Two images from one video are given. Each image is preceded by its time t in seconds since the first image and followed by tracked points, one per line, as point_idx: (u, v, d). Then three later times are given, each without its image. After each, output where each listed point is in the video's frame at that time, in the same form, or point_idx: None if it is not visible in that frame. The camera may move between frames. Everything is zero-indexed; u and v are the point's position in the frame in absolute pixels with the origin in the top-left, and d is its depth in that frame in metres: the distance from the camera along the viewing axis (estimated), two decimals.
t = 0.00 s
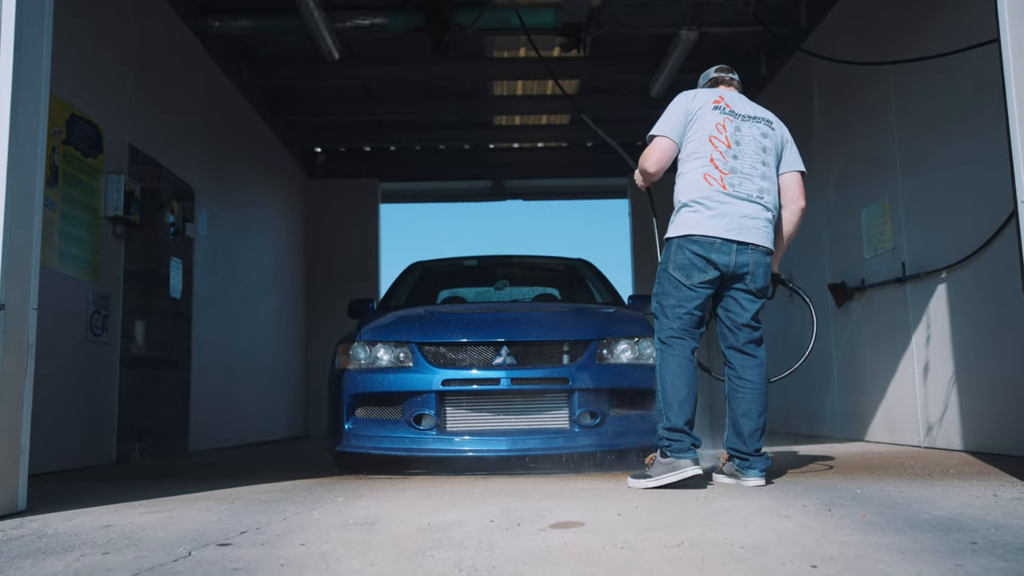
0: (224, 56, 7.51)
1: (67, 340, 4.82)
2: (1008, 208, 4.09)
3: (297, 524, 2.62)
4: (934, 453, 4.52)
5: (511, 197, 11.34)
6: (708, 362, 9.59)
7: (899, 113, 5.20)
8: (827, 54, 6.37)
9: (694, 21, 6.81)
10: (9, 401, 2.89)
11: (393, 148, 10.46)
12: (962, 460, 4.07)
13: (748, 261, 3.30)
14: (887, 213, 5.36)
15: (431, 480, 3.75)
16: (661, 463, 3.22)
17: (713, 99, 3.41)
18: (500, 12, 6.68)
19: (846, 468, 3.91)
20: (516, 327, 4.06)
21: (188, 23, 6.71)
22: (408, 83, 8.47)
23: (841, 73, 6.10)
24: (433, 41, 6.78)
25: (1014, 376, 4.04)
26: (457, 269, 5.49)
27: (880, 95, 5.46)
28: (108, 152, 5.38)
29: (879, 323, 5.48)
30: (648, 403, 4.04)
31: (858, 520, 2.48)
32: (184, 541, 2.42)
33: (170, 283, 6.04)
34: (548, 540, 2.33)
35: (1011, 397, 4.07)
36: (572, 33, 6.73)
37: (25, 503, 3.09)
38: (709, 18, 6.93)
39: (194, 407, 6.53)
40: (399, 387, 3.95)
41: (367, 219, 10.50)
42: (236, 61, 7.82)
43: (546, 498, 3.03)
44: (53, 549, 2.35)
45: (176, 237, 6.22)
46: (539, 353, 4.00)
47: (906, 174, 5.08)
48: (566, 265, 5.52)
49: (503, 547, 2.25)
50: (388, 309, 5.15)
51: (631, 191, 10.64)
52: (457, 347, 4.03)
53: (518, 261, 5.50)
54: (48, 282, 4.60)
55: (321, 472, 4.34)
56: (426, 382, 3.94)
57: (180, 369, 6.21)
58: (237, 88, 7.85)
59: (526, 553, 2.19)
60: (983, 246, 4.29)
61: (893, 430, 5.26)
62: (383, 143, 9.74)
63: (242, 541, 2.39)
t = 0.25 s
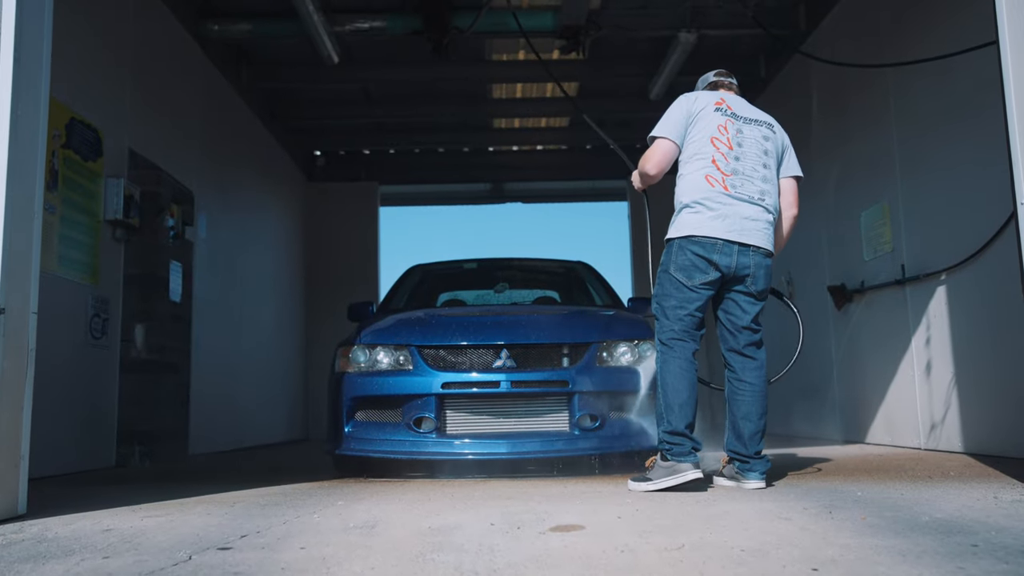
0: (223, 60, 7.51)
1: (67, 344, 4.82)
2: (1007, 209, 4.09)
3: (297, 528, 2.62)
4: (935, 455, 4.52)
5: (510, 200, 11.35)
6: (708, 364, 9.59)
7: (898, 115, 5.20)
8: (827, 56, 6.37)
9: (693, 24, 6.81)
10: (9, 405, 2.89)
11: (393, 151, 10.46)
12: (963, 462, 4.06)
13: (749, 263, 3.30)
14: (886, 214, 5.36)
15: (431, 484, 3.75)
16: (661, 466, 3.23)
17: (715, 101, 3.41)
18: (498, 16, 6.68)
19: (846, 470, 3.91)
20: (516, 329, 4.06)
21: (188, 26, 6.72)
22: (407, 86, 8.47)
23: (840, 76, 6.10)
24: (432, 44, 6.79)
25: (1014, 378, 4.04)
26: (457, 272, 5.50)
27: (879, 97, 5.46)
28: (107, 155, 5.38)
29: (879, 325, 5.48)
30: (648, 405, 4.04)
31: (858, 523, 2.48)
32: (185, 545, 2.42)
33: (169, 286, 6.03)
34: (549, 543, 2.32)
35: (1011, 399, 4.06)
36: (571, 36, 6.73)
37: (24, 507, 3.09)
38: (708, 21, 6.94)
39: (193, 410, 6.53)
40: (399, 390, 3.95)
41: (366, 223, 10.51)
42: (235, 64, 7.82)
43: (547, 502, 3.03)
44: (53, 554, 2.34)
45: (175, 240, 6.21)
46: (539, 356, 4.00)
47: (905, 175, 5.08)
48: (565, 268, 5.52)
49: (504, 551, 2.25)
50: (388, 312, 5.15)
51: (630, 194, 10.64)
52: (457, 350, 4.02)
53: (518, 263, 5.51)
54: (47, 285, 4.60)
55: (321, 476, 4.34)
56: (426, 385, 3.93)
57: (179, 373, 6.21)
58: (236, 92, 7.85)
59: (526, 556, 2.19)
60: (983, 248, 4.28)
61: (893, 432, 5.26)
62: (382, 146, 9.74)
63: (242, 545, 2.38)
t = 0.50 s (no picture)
0: (224, 62, 7.51)
1: (68, 346, 4.82)
2: (1008, 210, 4.09)
3: (299, 531, 2.62)
4: (936, 456, 4.52)
5: (511, 202, 11.35)
6: (709, 366, 9.58)
7: (898, 116, 5.20)
8: (827, 57, 6.37)
9: (693, 25, 6.82)
10: (10, 408, 2.89)
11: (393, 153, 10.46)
12: (965, 463, 4.06)
13: (752, 265, 3.30)
14: (887, 215, 5.36)
15: (432, 486, 3.75)
16: (663, 467, 3.23)
17: (718, 102, 3.42)
18: (498, 18, 6.69)
19: (847, 471, 3.92)
20: (517, 331, 4.06)
21: (188, 28, 6.72)
22: (408, 88, 8.47)
23: (840, 77, 6.10)
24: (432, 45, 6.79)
25: (1015, 378, 4.04)
26: (457, 273, 5.50)
27: (879, 98, 5.46)
28: (108, 158, 5.38)
29: (880, 326, 5.48)
30: (648, 407, 4.03)
31: (860, 524, 2.48)
32: (186, 548, 2.41)
33: (170, 289, 6.03)
34: (550, 545, 2.32)
35: (1012, 399, 4.07)
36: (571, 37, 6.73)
37: (26, 509, 3.09)
38: (708, 22, 6.94)
39: (194, 413, 6.53)
40: (400, 393, 3.95)
41: (367, 224, 10.51)
42: (236, 66, 7.82)
43: (548, 503, 3.03)
44: (55, 557, 2.34)
45: (176, 243, 6.22)
46: (539, 357, 4.00)
47: (906, 176, 5.09)
48: (566, 270, 5.52)
49: (506, 553, 2.25)
50: (389, 314, 5.16)
51: (631, 195, 10.64)
52: (458, 352, 4.03)
53: (518, 265, 5.50)
54: (48, 288, 4.60)
55: (322, 477, 4.34)
56: (427, 387, 3.94)
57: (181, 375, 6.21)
58: (236, 93, 7.85)
59: (528, 558, 2.19)
60: (984, 248, 4.29)
61: (894, 433, 5.26)
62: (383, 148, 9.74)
63: (243, 548, 2.38)
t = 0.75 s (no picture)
0: (223, 64, 7.52)
1: (68, 349, 4.82)
2: (1009, 210, 4.09)
3: (300, 532, 2.62)
4: (937, 456, 4.52)
5: (511, 203, 11.35)
6: (710, 366, 9.58)
7: (898, 116, 5.21)
8: (827, 57, 6.37)
9: (693, 26, 6.82)
10: (10, 411, 2.89)
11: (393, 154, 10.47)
12: (966, 463, 4.06)
13: (753, 265, 3.31)
14: (887, 215, 5.36)
15: (433, 487, 3.75)
16: (664, 468, 3.23)
17: (718, 102, 3.42)
18: (498, 19, 6.69)
19: (848, 471, 3.92)
20: (517, 332, 4.07)
21: (188, 30, 6.72)
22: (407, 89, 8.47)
23: (840, 77, 6.11)
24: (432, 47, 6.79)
25: (1016, 378, 4.04)
26: (457, 275, 5.50)
27: (879, 99, 5.47)
28: (108, 160, 5.39)
29: (880, 326, 5.48)
30: (649, 408, 4.03)
31: (861, 525, 2.48)
32: (188, 550, 2.41)
33: (171, 290, 6.03)
34: (552, 546, 2.32)
35: (1012, 399, 4.07)
36: (571, 38, 6.73)
37: (27, 511, 3.09)
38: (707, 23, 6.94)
39: (195, 414, 6.53)
40: (401, 394, 3.95)
41: (367, 226, 10.51)
42: (236, 68, 7.83)
43: (549, 504, 3.03)
44: (56, 559, 2.34)
45: (177, 244, 6.22)
46: (540, 358, 4.00)
47: (906, 176, 5.08)
48: (566, 271, 5.52)
49: (507, 554, 2.25)
50: (389, 315, 5.16)
51: (631, 195, 10.64)
52: (459, 353, 4.03)
53: (518, 266, 5.51)
54: (49, 290, 4.60)
55: (323, 479, 4.34)
56: (427, 388, 3.94)
57: (181, 377, 6.21)
58: (236, 95, 7.86)
59: (529, 559, 2.19)
60: (984, 248, 4.29)
61: (894, 433, 5.26)
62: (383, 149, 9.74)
63: (245, 549, 2.38)
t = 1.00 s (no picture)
0: (224, 66, 7.52)
1: (70, 350, 4.82)
2: (1010, 210, 4.08)
3: (302, 533, 2.62)
4: (938, 456, 4.52)
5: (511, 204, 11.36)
6: (711, 366, 9.58)
7: (898, 117, 5.20)
8: (827, 58, 6.37)
9: (693, 26, 6.82)
10: (12, 413, 2.89)
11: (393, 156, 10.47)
12: (968, 463, 4.06)
13: (754, 266, 3.31)
14: (888, 215, 5.36)
15: (434, 488, 3.75)
16: (665, 469, 3.23)
17: (718, 102, 3.42)
18: (499, 20, 6.68)
19: (850, 471, 3.91)
20: (518, 333, 4.07)
21: (188, 32, 6.72)
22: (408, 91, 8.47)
23: (841, 78, 6.10)
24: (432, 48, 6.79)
25: (1018, 378, 4.04)
26: (458, 276, 5.50)
27: (879, 99, 5.47)
28: (109, 162, 5.39)
29: (881, 327, 5.48)
30: (650, 408, 4.03)
31: (863, 525, 2.48)
32: (189, 551, 2.41)
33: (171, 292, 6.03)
34: (553, 547, 2.32)
35: (1014, 399, 4.06)
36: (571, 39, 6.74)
37: (29, 513, 3.09)
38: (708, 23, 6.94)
39: (196, 416, 6.53)
40: (402, 395, 3.95)
41: (368, 227, 10.52)
42: (236, 69, 7.83)
43: (550, 505, 3.03)
44: (58, 561, 2.34)
45: (178, 246, 6.22)
46: (542, 358, 4.00)
47: (907, 177, 5.08)
48: (566, 271, 5.52)
49: (509, 555, 2.25)
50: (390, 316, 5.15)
51: (631, 196, 10.64)
52: (460, 354, 4.03)
53: (519, 267, 5.51)
54: (50, 292, 4.61)
55: (325, 480, 4.35)
56: (429, 389, 3.94)
57: (183, 379, 6.22)
58: (236, 97, 7.86)
59: (531, 560, 2.19)
60: (985, 248, 4.29)
61: (896, 433, 5.26)
62: (383, 150, 9.74)
63: (246, 551, 2.38)
